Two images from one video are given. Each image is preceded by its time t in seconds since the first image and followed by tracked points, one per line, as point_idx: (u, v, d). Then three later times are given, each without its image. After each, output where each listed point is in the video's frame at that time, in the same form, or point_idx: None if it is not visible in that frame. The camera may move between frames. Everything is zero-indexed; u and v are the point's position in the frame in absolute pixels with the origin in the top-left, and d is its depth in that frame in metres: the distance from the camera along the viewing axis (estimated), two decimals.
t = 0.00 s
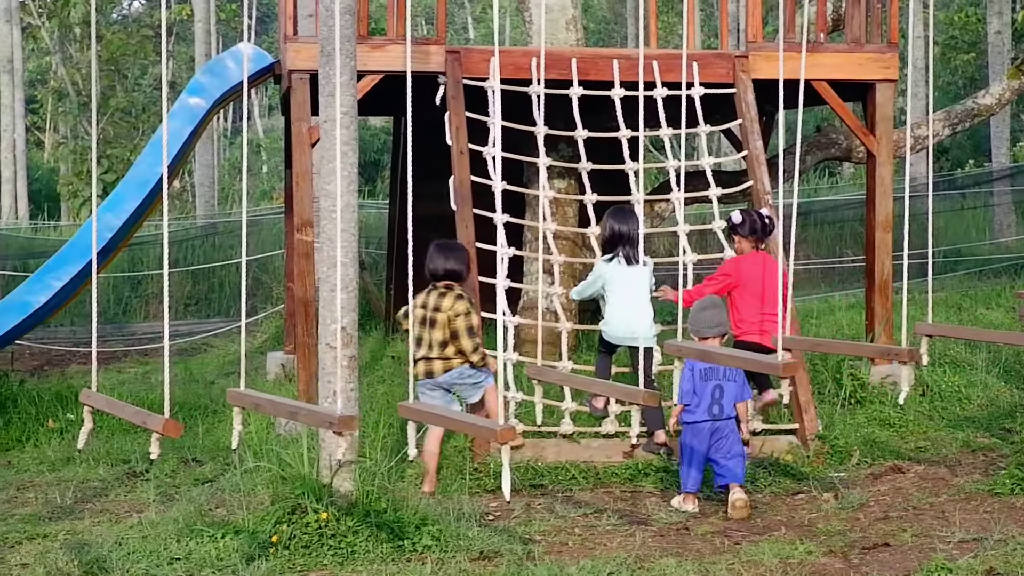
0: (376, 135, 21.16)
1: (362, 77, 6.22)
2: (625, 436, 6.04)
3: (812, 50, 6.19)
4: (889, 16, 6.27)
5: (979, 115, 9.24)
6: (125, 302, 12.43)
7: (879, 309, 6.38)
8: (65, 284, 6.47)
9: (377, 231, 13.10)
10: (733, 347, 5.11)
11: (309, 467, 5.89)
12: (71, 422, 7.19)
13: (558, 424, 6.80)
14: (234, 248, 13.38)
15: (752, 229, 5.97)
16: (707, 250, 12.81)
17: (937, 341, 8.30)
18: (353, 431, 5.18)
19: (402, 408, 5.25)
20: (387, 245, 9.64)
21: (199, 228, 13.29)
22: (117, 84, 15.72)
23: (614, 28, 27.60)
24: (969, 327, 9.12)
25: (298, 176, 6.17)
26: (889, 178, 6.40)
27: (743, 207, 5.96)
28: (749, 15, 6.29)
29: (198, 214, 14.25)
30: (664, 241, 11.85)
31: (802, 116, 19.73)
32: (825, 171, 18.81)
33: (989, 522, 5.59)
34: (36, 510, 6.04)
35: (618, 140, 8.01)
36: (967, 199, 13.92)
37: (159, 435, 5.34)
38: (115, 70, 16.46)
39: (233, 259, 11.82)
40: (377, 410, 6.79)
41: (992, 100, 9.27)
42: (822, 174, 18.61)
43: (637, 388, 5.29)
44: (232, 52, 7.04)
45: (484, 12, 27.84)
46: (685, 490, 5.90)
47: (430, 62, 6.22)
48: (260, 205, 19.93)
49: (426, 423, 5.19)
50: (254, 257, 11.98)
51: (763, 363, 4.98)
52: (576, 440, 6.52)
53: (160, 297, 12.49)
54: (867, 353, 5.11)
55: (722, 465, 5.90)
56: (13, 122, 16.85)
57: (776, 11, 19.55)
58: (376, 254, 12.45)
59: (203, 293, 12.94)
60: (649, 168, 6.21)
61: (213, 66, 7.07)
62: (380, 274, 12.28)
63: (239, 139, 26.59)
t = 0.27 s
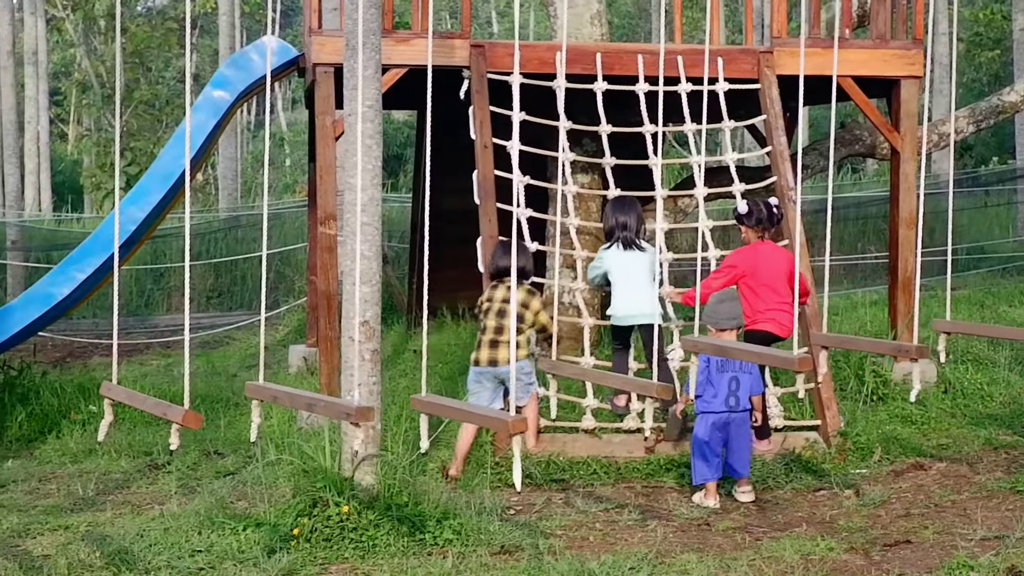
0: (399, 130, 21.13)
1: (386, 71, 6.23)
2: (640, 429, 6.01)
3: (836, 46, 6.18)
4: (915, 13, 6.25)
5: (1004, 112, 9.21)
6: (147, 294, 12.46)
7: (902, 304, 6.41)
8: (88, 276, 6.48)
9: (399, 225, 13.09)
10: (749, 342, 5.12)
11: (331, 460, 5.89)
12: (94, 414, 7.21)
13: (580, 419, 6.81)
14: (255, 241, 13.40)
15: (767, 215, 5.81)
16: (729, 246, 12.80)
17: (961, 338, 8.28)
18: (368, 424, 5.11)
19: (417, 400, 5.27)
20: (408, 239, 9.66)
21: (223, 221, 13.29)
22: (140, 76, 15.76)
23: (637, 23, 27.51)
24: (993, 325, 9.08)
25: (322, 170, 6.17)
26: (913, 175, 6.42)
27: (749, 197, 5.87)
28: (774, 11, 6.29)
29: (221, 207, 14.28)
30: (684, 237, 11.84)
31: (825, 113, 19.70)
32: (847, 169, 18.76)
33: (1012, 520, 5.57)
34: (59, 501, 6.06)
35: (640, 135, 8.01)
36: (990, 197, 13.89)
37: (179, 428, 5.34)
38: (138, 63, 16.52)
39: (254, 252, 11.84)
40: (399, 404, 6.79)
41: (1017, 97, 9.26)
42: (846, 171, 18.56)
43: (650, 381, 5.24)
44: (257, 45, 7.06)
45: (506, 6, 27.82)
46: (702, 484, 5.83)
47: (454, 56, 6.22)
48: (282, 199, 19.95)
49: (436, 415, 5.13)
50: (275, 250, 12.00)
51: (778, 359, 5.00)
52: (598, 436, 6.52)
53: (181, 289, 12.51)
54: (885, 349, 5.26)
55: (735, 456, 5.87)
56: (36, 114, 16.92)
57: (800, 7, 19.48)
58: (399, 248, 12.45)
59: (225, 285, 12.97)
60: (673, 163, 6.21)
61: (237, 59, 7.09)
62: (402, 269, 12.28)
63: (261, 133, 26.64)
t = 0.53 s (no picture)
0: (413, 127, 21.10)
1: (403, 68, 6.24)
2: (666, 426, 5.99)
3: (853, 43, 6.18)
4: (932, 10, 6.24)
5: (1022, 109, 9.19)
6: (163, 290, 12.47)
7: (918, 302, 6.41)
8: (104, 273, 6.51)
9: (415, 221, 13.06)
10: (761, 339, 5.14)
11: (347, 457, 5.89)
12: (111, 410, 7.23)
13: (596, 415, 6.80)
14: (270, 238, 13.41)
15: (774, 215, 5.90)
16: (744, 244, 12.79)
17: (978, 336, 8.26)
18: (382, 419, 5.10)
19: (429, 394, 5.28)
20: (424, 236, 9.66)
21: (239, 218, 13.29)
22: (156, 73, 15.78)
23: (651, 20, 27.44)
24: (1009, 323, 9.06)
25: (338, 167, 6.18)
26: (930, 173, 6.42)
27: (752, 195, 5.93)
28: (791, 9, 6.28)
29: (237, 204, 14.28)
30: (699, 235, 11.83)
31: (843, 110, 19.60)
32: (864, 166, 18.70)
33: None
34: (75, 497, 6.07)
35: (656, 132, 8.00)
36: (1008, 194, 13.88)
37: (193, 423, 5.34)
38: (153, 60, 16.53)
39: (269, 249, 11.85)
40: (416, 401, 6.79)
41: None
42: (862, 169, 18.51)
43: (662, 377, 5.25)
44: (274, 42, 7.05)
45: (522, 2, 27.73)
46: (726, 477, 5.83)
47: (471, 53, 6.23)
48: (296, 196, 19.95)
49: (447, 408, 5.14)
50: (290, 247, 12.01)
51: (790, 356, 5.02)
52: (614, 433, 6.51)
53: (197, 286, 12.52)
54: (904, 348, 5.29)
55: (758, 451, 5.88)
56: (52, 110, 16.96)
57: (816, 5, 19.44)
58: (414, 244, 12.43)
59: (241, 282, 12.97)
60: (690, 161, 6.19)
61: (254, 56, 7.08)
62: (417, 266, 12.28)
63: (277, 129, 26.61)
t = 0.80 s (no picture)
0: (416, 125, 21.07)
1: (406, 66, 6.24)
2: (670, 420, 6.02)
3: (856, 40, 6.18)
4: (935, 7, 6.24)
5: None
6: (167, 288, 12.47)
7: (921, 299, 6.42)
8: (108, 270, 6.51)
9: (419, 219, 13.06)
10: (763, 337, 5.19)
11: (351, 454, 5.90)
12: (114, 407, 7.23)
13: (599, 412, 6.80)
14: (274, 236, 13.41)
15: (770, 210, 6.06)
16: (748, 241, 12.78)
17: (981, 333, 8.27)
18: (385, 416, 5.14)
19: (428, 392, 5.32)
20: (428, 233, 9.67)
21: (243, 216, 13.30)
22: (160, 71, 15.79)
23: (655, 17, 27.41)
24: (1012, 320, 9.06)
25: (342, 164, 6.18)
26: (933, 170, 6.42)
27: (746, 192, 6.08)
28: (794, 6, 6.28)
29: (240, 202, 14.28)
30: (702, 232, 11.83)
31: (847, 107, 19.60)
32: (868, 164, 18.69)
33: None
34: (79, 494, 6.08)
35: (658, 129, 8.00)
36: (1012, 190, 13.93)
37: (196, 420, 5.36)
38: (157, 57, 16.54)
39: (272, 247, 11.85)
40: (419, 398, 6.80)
41: None
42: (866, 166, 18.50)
43: (663, 373, 5.29)
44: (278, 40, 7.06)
45: None
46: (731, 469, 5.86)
47: (474, 51, 6.24)
48: (299, 193, 19.95)
49: (447, 405, 5.20)
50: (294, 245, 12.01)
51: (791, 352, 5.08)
52: (617, 430, 6.51)
53: (201, 284, 12.53)
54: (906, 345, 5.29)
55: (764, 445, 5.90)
56: (56, 107, 16.97)
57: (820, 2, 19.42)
58: (418, 241, 12.43)
59: (245, 280, 12.97)
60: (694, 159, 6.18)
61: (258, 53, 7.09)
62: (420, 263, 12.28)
63: (281, 127, 26.61)
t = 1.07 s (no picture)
0: (418, 121, 21.09)
1: (408, 62, 6.25)
2: (672, 413, 6.07)
3: (856, 36, 6.19)
4: (935, 3, 6.25)
5: None
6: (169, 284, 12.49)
7: (922, 295, 6.41)
8: (110, 266, 6.49)
9: (420, 215, 13.07)
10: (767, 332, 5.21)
11: (352, 450, 5.90)
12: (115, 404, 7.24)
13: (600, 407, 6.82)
14: (274, 231, 13.42)
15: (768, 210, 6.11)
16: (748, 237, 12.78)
17: (982, 329, 8.28)
18: (389, 412, 5.14)
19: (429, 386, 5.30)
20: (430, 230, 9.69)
21: (244, 212, 13.31)
22: (162, 67, 15.80)
23: (656, 13, 27.40)
24: (1012, 315, 9.07)
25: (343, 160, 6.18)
26: (933, 166, 6.43)
27: (745, 192, 6.12)
28: (794, 2, 6.29)
29: (242, 198, 14.29)
30: (703, 229, 11.83)
31: (848, 104, 19.60)
32: (869, 160, 18.70)
33: None
34: (81, 490, 6.09)
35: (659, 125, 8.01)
36: (1011, 186, 13.94)
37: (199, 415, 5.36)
38: (159, 54, 16.56)
39: (273, 243, 11.86)
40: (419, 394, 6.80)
41: None
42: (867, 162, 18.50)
43: (667, 369, 5.29)
44: (278, 37, 7.06)
45: None
46: (732, 462, 5.90)
47: (475, 47, 6.26)
48: (301, 190, 19.97)
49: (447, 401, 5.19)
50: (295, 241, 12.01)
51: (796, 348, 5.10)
52: (618, 425, 6.51)
53: (203, 280, 12.55)
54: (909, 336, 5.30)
55: (768, 441, 5.89)
56: (58, 104, 17.00)
57: None
58: (419, 237, 12.44)
59: (247, 276, 12.98)
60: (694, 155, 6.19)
61: (259, 50, 7.11)
62: (422, 259, 12.28)
63: (283, 123, 26.63)
